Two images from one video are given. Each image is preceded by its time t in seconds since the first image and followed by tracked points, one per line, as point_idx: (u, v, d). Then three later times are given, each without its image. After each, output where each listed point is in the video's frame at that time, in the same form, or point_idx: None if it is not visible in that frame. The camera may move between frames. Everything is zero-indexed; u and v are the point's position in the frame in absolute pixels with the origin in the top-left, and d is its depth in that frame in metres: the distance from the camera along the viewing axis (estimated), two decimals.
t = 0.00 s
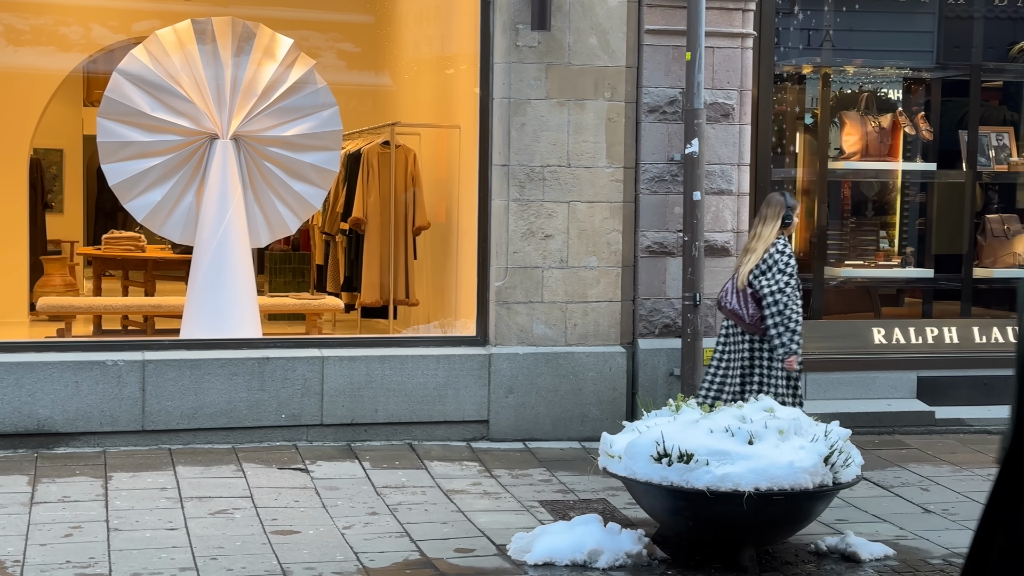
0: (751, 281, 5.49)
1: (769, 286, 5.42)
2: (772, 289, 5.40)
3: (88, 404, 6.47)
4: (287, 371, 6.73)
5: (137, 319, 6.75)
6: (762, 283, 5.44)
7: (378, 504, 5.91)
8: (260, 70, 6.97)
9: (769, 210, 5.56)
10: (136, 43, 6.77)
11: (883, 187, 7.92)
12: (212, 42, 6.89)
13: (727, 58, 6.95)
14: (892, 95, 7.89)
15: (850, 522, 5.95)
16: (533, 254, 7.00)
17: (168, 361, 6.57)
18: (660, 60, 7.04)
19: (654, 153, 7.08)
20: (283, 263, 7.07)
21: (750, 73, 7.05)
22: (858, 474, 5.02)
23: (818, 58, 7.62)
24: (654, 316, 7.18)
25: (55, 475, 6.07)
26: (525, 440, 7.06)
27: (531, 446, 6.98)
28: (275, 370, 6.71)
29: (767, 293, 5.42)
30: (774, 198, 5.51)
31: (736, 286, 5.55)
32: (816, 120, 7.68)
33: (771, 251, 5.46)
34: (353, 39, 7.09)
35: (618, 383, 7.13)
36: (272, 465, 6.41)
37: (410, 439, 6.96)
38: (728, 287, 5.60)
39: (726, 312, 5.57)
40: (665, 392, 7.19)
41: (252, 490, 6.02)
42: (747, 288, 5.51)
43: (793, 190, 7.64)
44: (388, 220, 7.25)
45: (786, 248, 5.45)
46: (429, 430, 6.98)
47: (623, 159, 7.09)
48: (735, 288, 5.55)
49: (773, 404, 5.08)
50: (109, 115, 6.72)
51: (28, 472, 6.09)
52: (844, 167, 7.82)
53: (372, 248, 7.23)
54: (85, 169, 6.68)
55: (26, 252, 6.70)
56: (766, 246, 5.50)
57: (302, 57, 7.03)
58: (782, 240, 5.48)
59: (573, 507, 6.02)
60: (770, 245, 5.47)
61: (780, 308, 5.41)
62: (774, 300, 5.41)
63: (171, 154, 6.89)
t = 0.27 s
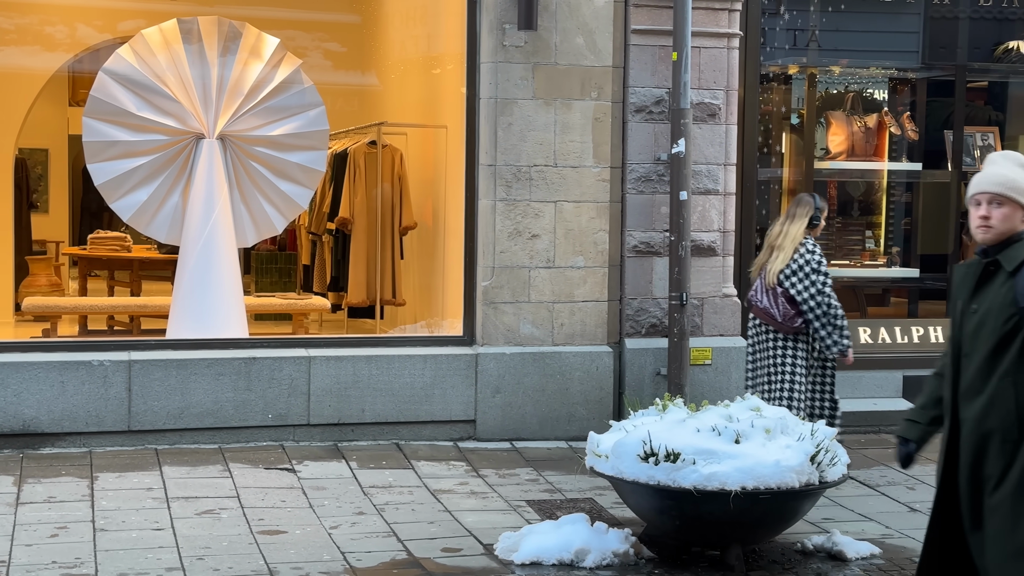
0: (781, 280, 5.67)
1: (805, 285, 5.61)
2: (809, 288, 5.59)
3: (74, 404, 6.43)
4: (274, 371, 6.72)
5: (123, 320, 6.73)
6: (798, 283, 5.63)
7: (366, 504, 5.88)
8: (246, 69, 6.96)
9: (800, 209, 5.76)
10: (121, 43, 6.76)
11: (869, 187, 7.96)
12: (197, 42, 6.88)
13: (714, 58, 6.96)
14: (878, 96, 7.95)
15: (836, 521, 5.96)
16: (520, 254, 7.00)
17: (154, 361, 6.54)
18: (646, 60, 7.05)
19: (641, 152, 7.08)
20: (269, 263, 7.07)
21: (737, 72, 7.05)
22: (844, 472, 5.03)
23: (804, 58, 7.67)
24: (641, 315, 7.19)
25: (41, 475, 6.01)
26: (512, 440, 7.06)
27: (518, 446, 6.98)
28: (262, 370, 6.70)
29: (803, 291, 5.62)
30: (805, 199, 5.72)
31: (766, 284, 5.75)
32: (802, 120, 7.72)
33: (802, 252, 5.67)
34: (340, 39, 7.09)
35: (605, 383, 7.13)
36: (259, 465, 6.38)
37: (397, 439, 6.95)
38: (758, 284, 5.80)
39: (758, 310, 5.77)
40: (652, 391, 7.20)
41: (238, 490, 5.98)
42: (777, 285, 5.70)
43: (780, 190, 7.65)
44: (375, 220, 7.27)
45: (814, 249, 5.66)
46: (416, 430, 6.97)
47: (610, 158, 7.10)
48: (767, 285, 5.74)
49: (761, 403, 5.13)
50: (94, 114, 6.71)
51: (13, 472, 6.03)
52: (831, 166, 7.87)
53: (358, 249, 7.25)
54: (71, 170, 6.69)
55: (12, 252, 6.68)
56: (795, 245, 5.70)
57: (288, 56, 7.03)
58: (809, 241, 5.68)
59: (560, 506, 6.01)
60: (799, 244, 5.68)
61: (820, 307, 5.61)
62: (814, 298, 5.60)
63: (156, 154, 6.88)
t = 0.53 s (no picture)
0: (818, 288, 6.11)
1: (843, 293, 6.06)
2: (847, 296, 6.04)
3: (65, 403, 6.42)
4: (266, 370, 6.72)
5: (114, 319, 6.73)
6: (832, 290, 6.07)
7: (357, 502, 5.88)
8: (238, 68, 6.96)
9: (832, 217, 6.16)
10: (113, 42, 6.76)
11: (859, 185, 8.00)
12: (189, 41, 6.88)
13: (705, 57, 6.98)
14: (869, 95, 7.98)
15: (827, 519, 5.98)
16: (512, 253, 7.01)
17: (146, 360, 6.54)
18: (638, 59, 7.06)
19: (632, 151, 7.10)
20: (261, 262, 7.08)
21: (727, 71, 7.07)
22: (835, 470, 5.03)
23: (795, 57, 7.69)
24: (632, 314, 7.21)
25: (32, 474, 6.00)
26: (503, 438, 7.07)
27: (510, 444, 6.99)
28: (253, 369, 6.70)
29: (834, 299, 6.06)
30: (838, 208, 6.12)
31: (801, 291, 6.16)
32: (793, 120, 7.76)
33: (838, 261, 6.08)
34: (331, 38, 7.10)
35: (597, 381, 7.14)
36: (250, 464, 6.38)
37: (388, 438, 6.95)
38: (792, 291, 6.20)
39: (791, 315, 6.18)
40: (644, 390, 7.21)
41: (230, 489, 5.98)
42: (812, 292, 6.12)
43: (771, 189, 7.71)
44: (367, 219, 7.29)
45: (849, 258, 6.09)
46: (407, 428, 6.98)
47: (601, 157, 7.11)
48: (802, 293, 6.16)
49: (751, 400, 5.17)
50: (85, 113, 6.71)
51: (4, 471, 6.02)
52: (821, 166, 7.90)
53: (350, 249, 7.26)
54: (62, 169, 6.69)
55: (3, 251, 6.68)
56: (831, 252, 6.10)
57: (280, 55, 7.03)
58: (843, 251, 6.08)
59: (552, 504, 6.02)
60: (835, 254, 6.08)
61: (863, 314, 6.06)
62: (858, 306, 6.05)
63: (148, 153, 6.88)
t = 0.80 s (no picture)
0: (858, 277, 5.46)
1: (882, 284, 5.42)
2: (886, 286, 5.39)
3: (58, 403, 6.41)
4: (259, 370, 6.71)
5: (106, 319, 6.72)
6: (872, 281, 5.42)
7: (350, 502, 5.88)
8: (230, 68, 6.95)
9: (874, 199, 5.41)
10: (105, 41, 6.75)
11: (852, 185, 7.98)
12: (182, 40, 6.87)
13: (698, 57, 6.98)
14: (861, 95, 7.98)
15: (820, 518, 5.98)
16: (505, 252, 7.01)
17: (138, 360, 6.53)
18: (631, 59, 7.07)
19: (625, 151, 7.11)
20: (254, 262, 7.08)
21: (720, 71, 7.08)
22: (827, 470, 5.03)
23: (787, 58, 7.72)
24: (625, 314, 7.21)
25: (25, 474, 5.99)
26: (497, 438, 7.07)
27: (503, 444, 6.99)
28: (246, 369, 6.69)
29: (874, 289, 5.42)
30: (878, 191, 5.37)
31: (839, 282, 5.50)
32: (785, 119, 7.77)
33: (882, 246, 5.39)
34: (324, 38, 7.10)
35: (590, 381, 7.15)
36: (243, 464, 6.38)
37: (381, 438, 6.95)
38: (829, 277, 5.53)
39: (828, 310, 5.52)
40: (636, 389, 7.22)
41: (223, 489, 5.98)
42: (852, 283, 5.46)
43: (763, 189, 7.72)
44: (360, 218, 7.34)
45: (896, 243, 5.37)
46: (400, 428, 6.98)
47: (594, 157, 7.11)
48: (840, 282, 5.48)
49: (745, 400, 5.19)
50: (78, 112, 6.70)
51: None
52: (814, 165, 7.89)
53: (343, 249, 7.29)
54: (54, 169, 6.69)
55: None
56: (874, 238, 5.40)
57: (273, 55, 7.03)
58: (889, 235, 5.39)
59: (545, 504, 6.02)
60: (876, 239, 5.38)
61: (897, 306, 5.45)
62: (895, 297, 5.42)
63: (140, 152, 6.87)
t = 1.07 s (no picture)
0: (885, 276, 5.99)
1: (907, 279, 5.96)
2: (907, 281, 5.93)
3: (53, 402, 6.41)
4: (255, 369, 6.71)
5: (102, 317, 6.73)
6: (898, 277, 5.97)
7: (346, 501, 5.88)
8: (226, 67, 6.96)
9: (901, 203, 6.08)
10: (101, 40, 6.75)
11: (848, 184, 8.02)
12: (177, 39, 6.87)
13: (693, 56, 6.99)
14: (857, 94, 7.99)
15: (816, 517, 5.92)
16: (500, 251, 7.01)
17: (135, 359, 6.53)
18: (627, 58, 7.06)
19: (621, 150, 7.11)
20: (250, 261, 7.08)
21: (716, 70, 7.09)
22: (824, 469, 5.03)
23: (783, 57, 7.71)
24: (621, 313, 7.21)
25: (21, 473, 5.99)
26: (493, 437, 7.07)
27: (499, 443, 6.99)
28: (242, 368, 6.68)
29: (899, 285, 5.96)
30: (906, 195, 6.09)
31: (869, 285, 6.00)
32: (781, 118, 7.76)
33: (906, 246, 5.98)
34: (320, 37, 7.10)
35: (586, 380, 7.15)
36: (239, 463, 6.38)
37: (377, 437, 6.95)
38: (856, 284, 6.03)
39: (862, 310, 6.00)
40: (632, 388, 7.22)
41: (219, 488, 5.98)
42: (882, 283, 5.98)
43: (759, 188, 7.72)
44: (356, 217, 7.31)
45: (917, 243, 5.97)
46: (396, 427, 6.98)
47: (590, 156, 7.11)
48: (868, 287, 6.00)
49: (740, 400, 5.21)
50: (73, 111, 6.70)
51: None
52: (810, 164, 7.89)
53: (339, 249, 7.28)
54: (51, 167, 6.67)
55: None
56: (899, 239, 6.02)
57: (269, 54, 7.03)
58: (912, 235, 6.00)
59: (541, 503, 6.02)
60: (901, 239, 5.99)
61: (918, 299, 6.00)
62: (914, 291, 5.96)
63: (136, 151, 6.88)
